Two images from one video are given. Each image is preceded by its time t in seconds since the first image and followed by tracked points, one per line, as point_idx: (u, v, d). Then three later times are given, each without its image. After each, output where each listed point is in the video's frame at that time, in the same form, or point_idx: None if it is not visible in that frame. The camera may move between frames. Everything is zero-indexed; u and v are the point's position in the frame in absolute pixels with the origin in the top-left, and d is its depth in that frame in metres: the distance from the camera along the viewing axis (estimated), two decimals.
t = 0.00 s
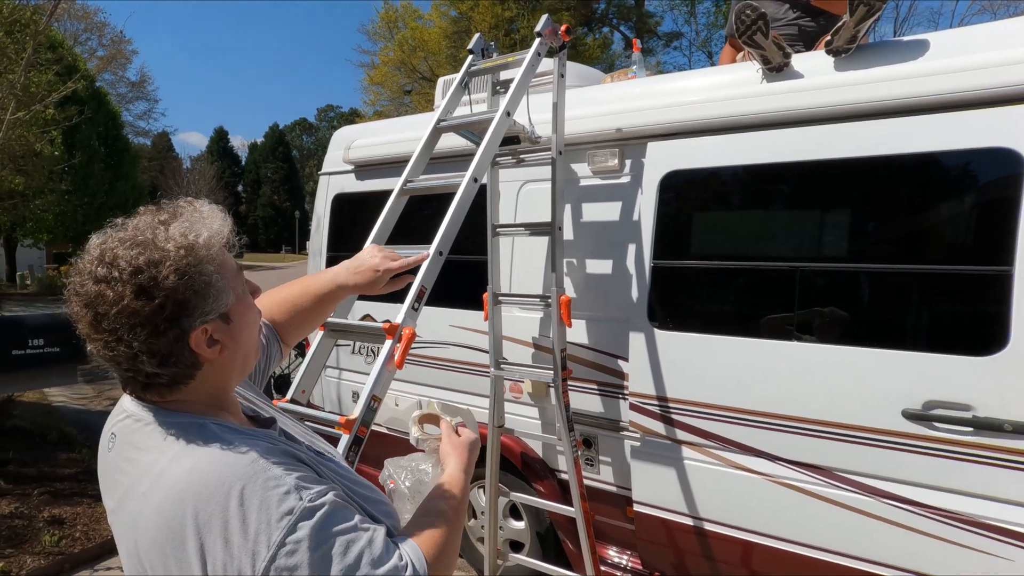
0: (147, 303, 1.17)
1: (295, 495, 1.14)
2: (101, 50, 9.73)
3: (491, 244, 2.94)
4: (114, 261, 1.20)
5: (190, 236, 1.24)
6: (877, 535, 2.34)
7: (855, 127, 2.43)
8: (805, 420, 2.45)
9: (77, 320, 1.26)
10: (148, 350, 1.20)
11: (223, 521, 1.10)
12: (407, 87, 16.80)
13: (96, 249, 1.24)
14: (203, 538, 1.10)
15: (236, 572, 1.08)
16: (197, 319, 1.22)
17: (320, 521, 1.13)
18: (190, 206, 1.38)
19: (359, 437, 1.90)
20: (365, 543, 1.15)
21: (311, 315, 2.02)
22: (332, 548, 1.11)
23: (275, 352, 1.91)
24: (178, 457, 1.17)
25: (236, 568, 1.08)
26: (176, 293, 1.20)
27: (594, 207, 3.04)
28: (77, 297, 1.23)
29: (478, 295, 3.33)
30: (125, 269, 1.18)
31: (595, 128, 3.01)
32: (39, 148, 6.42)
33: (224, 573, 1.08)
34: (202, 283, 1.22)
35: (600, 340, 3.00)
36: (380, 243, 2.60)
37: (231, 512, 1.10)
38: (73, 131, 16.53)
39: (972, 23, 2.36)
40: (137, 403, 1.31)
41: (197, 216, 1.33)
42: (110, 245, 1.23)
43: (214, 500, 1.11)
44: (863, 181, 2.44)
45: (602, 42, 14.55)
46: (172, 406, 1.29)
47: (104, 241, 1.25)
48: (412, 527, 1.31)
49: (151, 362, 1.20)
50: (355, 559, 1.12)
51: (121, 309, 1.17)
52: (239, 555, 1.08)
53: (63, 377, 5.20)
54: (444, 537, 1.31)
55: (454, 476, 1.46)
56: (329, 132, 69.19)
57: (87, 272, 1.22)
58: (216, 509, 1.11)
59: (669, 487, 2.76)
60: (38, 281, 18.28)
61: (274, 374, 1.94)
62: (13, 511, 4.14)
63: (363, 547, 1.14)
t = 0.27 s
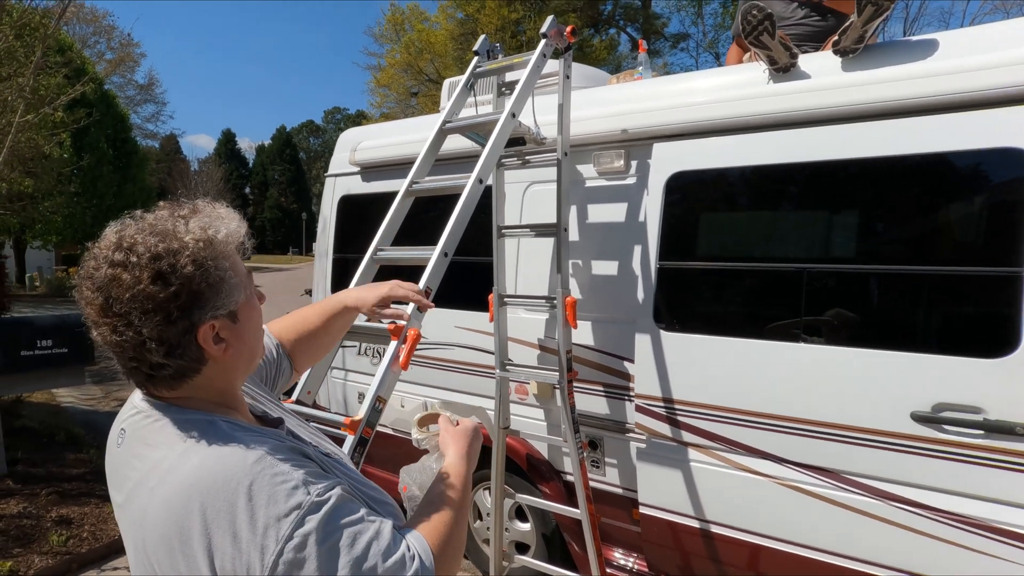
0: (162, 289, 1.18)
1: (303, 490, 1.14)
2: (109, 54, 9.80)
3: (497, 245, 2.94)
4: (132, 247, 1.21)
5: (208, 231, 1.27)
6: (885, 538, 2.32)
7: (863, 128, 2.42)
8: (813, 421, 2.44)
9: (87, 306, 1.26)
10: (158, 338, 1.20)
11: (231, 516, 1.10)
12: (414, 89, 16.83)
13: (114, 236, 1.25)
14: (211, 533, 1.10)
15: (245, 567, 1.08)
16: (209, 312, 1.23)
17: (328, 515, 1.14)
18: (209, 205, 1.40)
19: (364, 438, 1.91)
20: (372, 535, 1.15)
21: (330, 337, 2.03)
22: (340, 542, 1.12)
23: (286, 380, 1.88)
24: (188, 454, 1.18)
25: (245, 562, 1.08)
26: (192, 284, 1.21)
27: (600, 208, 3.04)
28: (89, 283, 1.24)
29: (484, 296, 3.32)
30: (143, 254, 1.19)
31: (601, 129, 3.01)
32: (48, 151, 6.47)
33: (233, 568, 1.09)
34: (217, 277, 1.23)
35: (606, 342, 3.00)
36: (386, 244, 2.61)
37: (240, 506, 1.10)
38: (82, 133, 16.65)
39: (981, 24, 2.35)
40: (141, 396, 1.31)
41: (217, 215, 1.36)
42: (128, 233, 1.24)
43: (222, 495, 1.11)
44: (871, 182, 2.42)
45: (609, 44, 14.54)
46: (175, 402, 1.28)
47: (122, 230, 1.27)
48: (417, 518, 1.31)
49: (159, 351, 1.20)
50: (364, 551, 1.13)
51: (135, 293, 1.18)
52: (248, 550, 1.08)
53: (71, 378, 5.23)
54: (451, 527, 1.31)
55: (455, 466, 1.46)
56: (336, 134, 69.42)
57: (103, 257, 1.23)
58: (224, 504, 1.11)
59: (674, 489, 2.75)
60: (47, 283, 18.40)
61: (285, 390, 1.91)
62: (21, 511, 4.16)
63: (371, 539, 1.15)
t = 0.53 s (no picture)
0: (162, 298, 1.18)
1: (305, 474, 1.15)
2: (115, 59, 9.87)
3: (501, 250, 2.94)
4: (132, 257, 1.21)
5: (208, 239, 1.27)
6: (891, 546, 2.31)
7: (867, 133, 2.41)
8: (818, 428, 2.43)
9: (87, 315, 1.26)
10: (159, 346, 1.20)
11: (237, 505, 1.11)
12: (418, 93, 16.88)
13: (114, 246, 1.25)
14: (219, 526, 1.11)
15: (255, 555, 1.09)
16: (209, 319, 1.23)
17: (332, 494, 1.14)
18: (208, 213, 1.40)
19: (368, 443, 1.91)
20: (377, 506, 1.15)
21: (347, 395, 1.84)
22: (347, 517, 1.12)
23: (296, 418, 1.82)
24: (190, 452, 1.18)
25: (255, 550, 1.09)
26: (191, 292, 1.21)
27: (604, 213, 3.04)
28: (91, 292, 1.24)
29: (488, 301, 3.32)
30: (143, 264, 1.19)
31: (605, 134, 3.01)
32: (54, 156, 6.50)
33: (243, 558, 1.09)
34: (216, 284, 1.24)
35: (610, 347, 2.99)
36: (391, 249, 2.61)
37: (245, 495, 1.11)
38: (88, 139, 16.74)
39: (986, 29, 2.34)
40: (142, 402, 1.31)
41: (215, 223, 1.36)
42: (128, 243, 1.25)
43: (226, 486, 1.12)
44: (876, 187, 2.42)
45: (613, 48, 14.57)
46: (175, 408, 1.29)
47: (122, 240, 1.27)
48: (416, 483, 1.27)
49: (161, 359, 1.20)
50: (371, 521, 1.12)
51: (135, 303, 1.18)
52: (256, 538, 1.09)
53: (76, 383, 5.24)
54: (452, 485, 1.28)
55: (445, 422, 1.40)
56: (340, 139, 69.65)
57: (103, 268, 1.23)
58: (229, 495, 1.12)
59: (679, 495, 2.74)
60: (53, 287, 18.48)
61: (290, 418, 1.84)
62: (26, 516, 4.17)
63: (377, 509, 1.14)
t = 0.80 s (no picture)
0: (164, 300, 1.19)
1: (308, 463, 1.17)
2: (117, 63, 9.88)
3: (503, 253, 2.94)
4: (133, 260, 1.22)
5: (208, 242, 1.27)
6: (893, 550, 2.30)
7: (868, 136, 2.42)
8: (819, 432, 2.42)
9: (89, 318, 1.26)
10: (161, 348, 1.20)
11: (243, 497, 1.12)
12: (420, 97, 16.92)
13: (115, 249, 1.25)
14: (225, 519, 1.12)
15: (263, 544, 1.10)
16: (210, 322, 1.23)
17: (337, 480, 1.17)
18: (209, 216, 1.40)
19: (370, 446, 1.90)
20: (382, 488, 1.18)
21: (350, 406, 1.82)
22: (352, 502, 1.15)
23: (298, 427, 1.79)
24: (192, 451, 1.19)
25: (262, 540, 1.10)
26: (192, 294, 1.21)
27: (606, 216, 3.04)
28: (93, 296, 1.24)
29: (490, 304, 3.32)
30: (144, 267, 1.20)
31: (606, 137, 3.01)
32: (56, 159, 6.52)
33: (251, 548, 1.10)
34: (217, 287, 1.24)
35: (612, 350, 2.99)
36: (393, 252, 2.61)
37: (250, 487, 1.13)
38: (90, 142, 16.79)
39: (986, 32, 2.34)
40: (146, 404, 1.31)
41: (216, 226, 1.36)
42: (129, 246, 1.25)
43: (231, 479, 1.14)
44: (877, 190, 2.42)
45: (614, 51, 14.59)
46: (179, 410, 1.29)
47: (122, 243, 1.27)
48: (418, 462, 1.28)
49: (163, 361, 1.21)
50: (377, 502, 1.15)
51: (138, 305, 1.18)
52: (263, 528, 1.10)
53: (78, 386, 5.25)
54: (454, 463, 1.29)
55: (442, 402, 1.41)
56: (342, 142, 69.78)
57: (105, 271, 1.24)
58: (234, 486, 1.13)
59: (681, 498, 2.74)
60: (55, 290, 18.50)
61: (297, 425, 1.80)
62: (27, 519, 4.18)
63: (381, 491, 1.17)
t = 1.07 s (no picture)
0: (166, 303, 1.19)
1: (314, 454, 1.18)
2: (120, 65, 9.90)
3: (506, 255, 2.94)
4: (135, 262, 1.21)
5: (210, 245, 1.27)
6: (897, 552, 2.29)
7: (871, 138, 2.41)
8: (822, 434, 2.42)
9: (91, 320, 1.26)
10: (163, 351, 1.20)
11: (250, 490, 1.13)
12: (423, 98, 16.94)
13: (117, 252, 1.25)
14: (233, 512, 1.12)
15: (272, 535, 1.11)
16: (212, 324, 1.23)
17: (343, 469, 1.18)
18: (211, 218, 1.40)
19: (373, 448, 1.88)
20: (387, 472, 1.19)
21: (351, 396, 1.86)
22: (359, 489, 1.16)
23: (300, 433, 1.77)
24: (197, 449, 1.19)
25: (272, 531, 1.11)
26: (194, 296, 1.21)
27: (609, 217, 3.04)
28: (95, 298, 1.24)
29: (493, 305, 3.32)
30: (146, 269, 1.20)
31: (610, 138, 3.01)
32: (59, 161, 6.53)
33: (260, 540, 1.11)
34: (219, 289, 1.24)
35: (614, 352, 2.99)
36: (396, 253, 2.61)
37: (257, 479, 1.13)
38: (93, 144, 16.83)
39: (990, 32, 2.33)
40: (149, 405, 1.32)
41: (218, 228, 1.36)
42: (131, 248, 1.25)
43: (237, 472, 1.14)
44: (881, 191, 2.41)
45: (616, 52, 14.59)
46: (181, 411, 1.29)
47: (124, 245, 1.27)
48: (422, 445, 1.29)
49: (165, 363, 1.21)
50: (384, 487, 1.16)
51: (139, 308, 1.19)
52: (271, 519, 1.11)
53: (81, 387, 5.25)
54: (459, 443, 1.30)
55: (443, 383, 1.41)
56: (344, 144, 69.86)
57: (106, 273, 1.24)
58: (240, 479, 1.14)
59: (684, 500, 2.73)
60: (58, 291, 18.54)
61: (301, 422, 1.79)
62: (30, 520, 4.18)
63: (387, 475, 1.18)
